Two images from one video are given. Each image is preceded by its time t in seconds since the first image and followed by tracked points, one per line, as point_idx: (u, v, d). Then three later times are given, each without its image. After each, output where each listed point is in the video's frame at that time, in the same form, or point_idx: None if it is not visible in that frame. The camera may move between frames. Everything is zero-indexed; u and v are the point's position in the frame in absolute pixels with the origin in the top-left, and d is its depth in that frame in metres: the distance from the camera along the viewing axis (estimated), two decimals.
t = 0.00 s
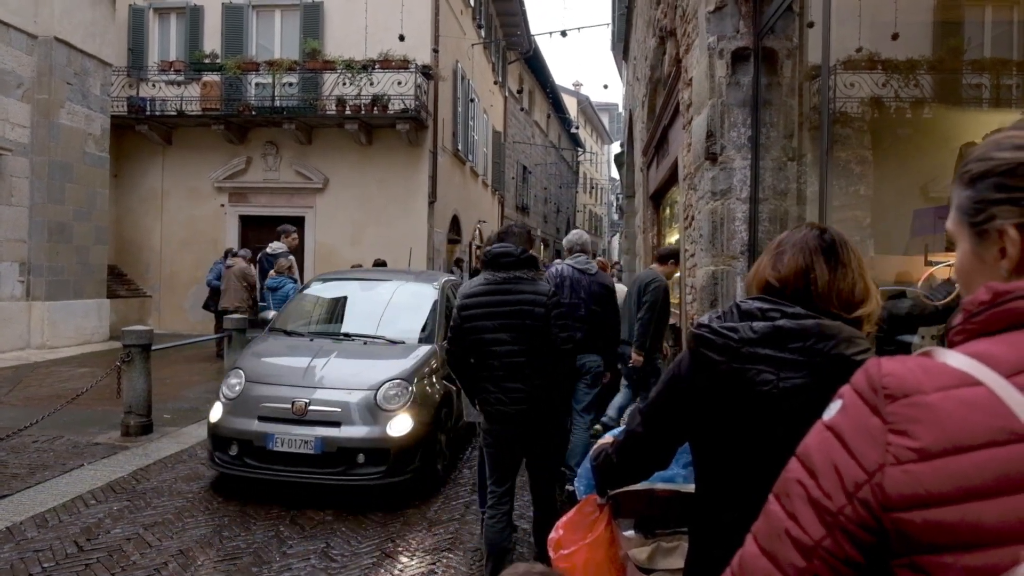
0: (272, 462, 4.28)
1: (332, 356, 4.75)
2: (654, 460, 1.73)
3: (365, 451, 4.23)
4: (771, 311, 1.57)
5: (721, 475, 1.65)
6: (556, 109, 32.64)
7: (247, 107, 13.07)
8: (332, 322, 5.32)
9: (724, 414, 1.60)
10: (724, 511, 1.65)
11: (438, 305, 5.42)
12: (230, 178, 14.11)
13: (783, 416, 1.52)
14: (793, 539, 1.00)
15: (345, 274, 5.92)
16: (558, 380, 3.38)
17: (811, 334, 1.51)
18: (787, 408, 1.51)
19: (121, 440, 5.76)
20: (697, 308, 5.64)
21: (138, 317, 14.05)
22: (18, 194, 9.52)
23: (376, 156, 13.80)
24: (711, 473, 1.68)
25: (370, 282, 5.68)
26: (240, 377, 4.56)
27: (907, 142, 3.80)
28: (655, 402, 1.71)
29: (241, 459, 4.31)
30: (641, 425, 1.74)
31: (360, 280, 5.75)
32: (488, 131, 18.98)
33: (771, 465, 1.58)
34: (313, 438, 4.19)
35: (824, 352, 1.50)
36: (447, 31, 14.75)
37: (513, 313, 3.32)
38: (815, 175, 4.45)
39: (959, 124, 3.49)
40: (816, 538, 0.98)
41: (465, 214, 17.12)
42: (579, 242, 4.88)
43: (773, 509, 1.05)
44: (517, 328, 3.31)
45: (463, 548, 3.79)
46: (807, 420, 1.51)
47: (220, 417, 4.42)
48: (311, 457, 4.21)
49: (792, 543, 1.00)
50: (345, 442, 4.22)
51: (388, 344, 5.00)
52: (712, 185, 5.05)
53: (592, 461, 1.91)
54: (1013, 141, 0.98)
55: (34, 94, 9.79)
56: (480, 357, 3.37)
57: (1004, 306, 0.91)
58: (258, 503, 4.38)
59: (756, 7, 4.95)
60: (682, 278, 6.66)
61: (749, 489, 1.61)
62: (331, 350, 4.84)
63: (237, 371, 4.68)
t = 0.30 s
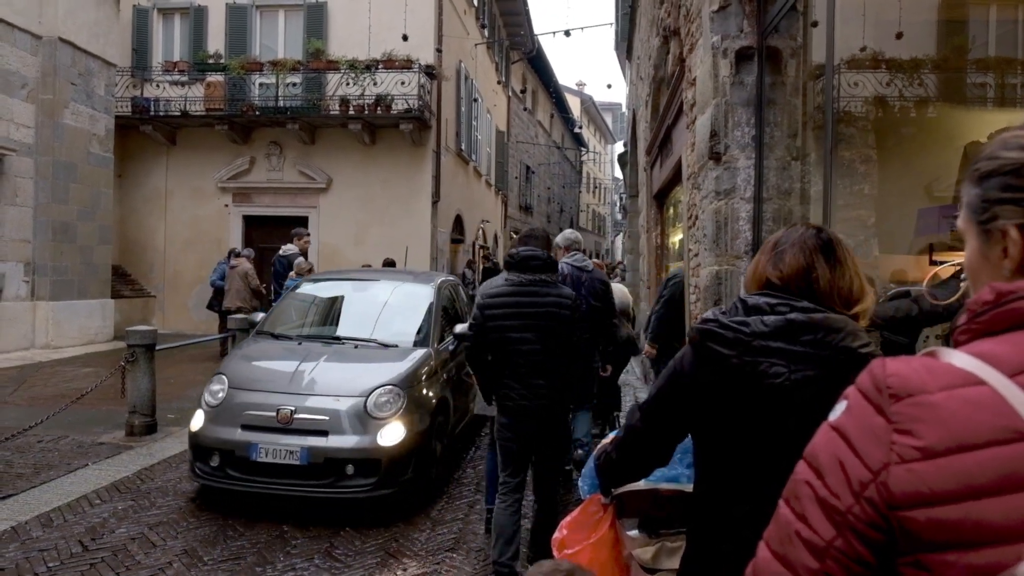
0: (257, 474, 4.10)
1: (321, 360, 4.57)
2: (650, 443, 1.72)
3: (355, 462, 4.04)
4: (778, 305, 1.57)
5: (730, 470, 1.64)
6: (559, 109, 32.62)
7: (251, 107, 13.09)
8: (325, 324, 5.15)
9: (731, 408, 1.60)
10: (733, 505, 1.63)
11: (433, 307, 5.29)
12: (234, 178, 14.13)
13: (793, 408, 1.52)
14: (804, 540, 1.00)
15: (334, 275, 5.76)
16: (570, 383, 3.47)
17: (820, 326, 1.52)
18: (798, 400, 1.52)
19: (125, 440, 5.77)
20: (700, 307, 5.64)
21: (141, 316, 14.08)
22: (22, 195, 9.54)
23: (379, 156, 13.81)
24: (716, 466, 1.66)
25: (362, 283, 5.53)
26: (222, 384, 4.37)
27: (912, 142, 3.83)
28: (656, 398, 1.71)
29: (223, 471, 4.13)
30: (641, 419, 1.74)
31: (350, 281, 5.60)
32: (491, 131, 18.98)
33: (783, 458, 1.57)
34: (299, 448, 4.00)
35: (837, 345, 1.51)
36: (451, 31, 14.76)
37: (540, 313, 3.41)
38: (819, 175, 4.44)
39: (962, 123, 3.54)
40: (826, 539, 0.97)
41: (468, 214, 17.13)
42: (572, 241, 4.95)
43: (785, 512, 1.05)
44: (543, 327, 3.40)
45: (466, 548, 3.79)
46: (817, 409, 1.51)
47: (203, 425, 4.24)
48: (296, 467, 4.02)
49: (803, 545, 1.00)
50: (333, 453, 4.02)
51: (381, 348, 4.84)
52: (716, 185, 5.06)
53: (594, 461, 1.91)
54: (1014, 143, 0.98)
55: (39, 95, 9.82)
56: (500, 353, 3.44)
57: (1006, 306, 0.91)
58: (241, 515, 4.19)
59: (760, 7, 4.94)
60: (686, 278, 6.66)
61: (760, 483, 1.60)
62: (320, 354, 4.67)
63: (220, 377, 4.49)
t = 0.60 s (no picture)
0: (232, 490, 3.77)
1: (302, 365, 4.26)
2: (634, 426, 1.82)
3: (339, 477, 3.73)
4: (764, 296, 1.65)
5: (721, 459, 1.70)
6: (558, 107, 32.59)
7: (250, 106, 13.07)
8: (312, 327, 4.85)
9: (722, 396, 1.67)
10: (722, 493, 1.69)
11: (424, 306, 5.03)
12: (233, 177, 14.07)
13: (779, 396, 1.61)
14: (809, 543, 1.00)
15: (316, 274, 5.48)
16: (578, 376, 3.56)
17: (804, 316, 1.60)
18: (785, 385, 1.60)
19: (125, 439, 5.77)
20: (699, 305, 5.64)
21: (141, 316, 14.07)
22: (21, 194, 9.53)
23: (378, 155, 13.80)
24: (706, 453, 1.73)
25: (347, 281, 5.25)
26: (194, 391, 4.05)
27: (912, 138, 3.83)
28: (645, 386, 1.79)
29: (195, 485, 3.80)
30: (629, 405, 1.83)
31: (335, 279, 5.32)
32: (490, 129, 18.95)
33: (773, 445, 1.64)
34: (275, 462, 3.68)
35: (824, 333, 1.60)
36: (449, 29, 14.73)
37: (554, 308, 3.47)
38: (818, 172, 4.44)
39: (961, 120, 3.56)
40: (830, 541, 0.97)
41: (467, 212, 17.12)
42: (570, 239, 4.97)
43: (792, 518, 1.05)
44: (555, 321, 3.46)
45: (467, 547, 3.78)
46: (802, 395, 1.60)
47: (172, 435, 3.93)
48: (273, 483, 3.71)
49: (809, 549, 1.00)
50: (313, 467, 3.70)
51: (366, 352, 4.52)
52: (715, 182, 5.02)
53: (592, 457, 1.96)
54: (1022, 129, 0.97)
55: (37, 94, 9.80)
56: (512, 345, 3.52)
57: (1006, 304, 0.91)
58: (217, 533, 3.88)
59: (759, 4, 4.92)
60: (686, 276, 6.65)
61: (750, 470, 1.66)
62: (302, 358, 4.37)
63: (193, 384, 4.17)
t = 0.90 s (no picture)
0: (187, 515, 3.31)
1: (274, 373, 3.84)
2: (597, 415, 1.93)
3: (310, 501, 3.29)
4: (717, 289, 1.80)
5: (690, 447, 1.81)
6: (557, 107, 32.58)
7: (250, 105, 13.07)
8: (294, 329, 4.42)
9: (688, 387, 1.79)
10: (693, 484, 1.81)
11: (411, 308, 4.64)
12: (233, 176, 14.13)
13: (743, 378, 1.75)
14: (814, 543, 1.00)
15: (295, 271, 5.07)
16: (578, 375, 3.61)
17: (757, 302, 1.77)
18: (744, 369, 1.74)
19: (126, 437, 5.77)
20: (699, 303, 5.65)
21: (140, 314, 14.06)
22: (20, 192, 9.51)
23: (378, 154, 13.80)
24: (675, 440, 1.84)
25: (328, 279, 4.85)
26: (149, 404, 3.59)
27: (913, 137, 3.87)
28: (613, 378, 1.89)
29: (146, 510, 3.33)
30: (594, 393, 1.92)
31: (314, 277, 4.91)
32: (490, 129, 18.94)
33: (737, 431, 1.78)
34: (237, 484, 3.24)
35: (772, 318, 1.78)
36: (449, 28, 14.72)
37: (551, 305, 3.53)
38: (818, 172, 4.45)
39: (963, 119, 3.67)
40: (833, 540, 0.97)
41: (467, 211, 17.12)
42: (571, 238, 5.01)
43: (797, 518, 1.05)
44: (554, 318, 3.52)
45: (468, 545, 3.78)
46: (762, 378, 1.76)
47: (122, 453, 3.48)
48: (235, 508, 3.26)
49: (813, 547, 1.00)
50: (279, 489, 3.26)
51: (345, 359, 4.10)
52: (716, 181, 5.03)
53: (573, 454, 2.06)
54: (1023, 132, 0.99)
55: (36, 92, 9.78)
56: (513, 341, 3.59)
57: (1010, 304, 0.91)
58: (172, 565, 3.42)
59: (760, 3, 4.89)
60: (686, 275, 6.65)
61: (718, 457, 1.79)
62: (274, 365, 3.94)
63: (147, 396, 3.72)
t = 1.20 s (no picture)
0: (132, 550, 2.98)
1: (238, 386, 3.49)
2: (564, 413, 2.04)
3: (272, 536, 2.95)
4: (669, 288, 1.93)
5: (645, 443, 1.94)
6: (558, 106, 32.56)
7: (251, 104, 13.06)
8: (273, 337, 4.06)
9: (647, 383, 1.90)
10: (649, 480, 1.93)
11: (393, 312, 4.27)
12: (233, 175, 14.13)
13: (695, 370, 1.85)
14: (816, 546, 0.99)
15: (269, 272, 4.70)
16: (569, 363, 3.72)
17: (708, 296, 1.88)
18: (693, 362, 1.84)
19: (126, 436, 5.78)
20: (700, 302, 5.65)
21: (141, 313, 14.06)
22: (20, 191, 9.50)
23: (379, 153, 13.80)
24: (635, 434, 1.96)
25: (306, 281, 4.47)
26: (94, 422, 3.27)
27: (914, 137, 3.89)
28: (580, 376, 1.99)
29: (87, 542, 3.02)
30: (558, 395, 2.04)
31: (289, 279, 4.54)
32: (490, 128, 18.92)
33: (688, 426, 1.88)
34: (188, 515, 2.91)
35: (722, 310, 1.88)
36: (450, 28, 14.71)
37: (546, 302, 3.67)
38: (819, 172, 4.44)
39: (964, 120, 3.80)
40: (836, 543, 0.96)
41: (468, 211, 17.11)
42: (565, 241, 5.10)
43: (799, 521, 1.04)
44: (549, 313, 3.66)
45: (467, 545, 3.78)
46: (713, 371, 1.85)
47: (63, 477, 3.15)
48: (186, 543, 2.93)
49: (815, 550, 0.99)
50: (233, 522, 2.91)
51: (316, 371, 3.72)
52: (718, 181, 5.05)
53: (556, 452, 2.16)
54: (1020, 133, 0.98)
55: (37, 91, 9.78)
56: (515, 338, 3.74)
57: (1012, 305, 0.91)
58: None
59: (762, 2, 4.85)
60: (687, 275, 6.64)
61: (671, 451, 1.89)
62: (240, 377, 3.60)
63: (93, 413, 3.39)
